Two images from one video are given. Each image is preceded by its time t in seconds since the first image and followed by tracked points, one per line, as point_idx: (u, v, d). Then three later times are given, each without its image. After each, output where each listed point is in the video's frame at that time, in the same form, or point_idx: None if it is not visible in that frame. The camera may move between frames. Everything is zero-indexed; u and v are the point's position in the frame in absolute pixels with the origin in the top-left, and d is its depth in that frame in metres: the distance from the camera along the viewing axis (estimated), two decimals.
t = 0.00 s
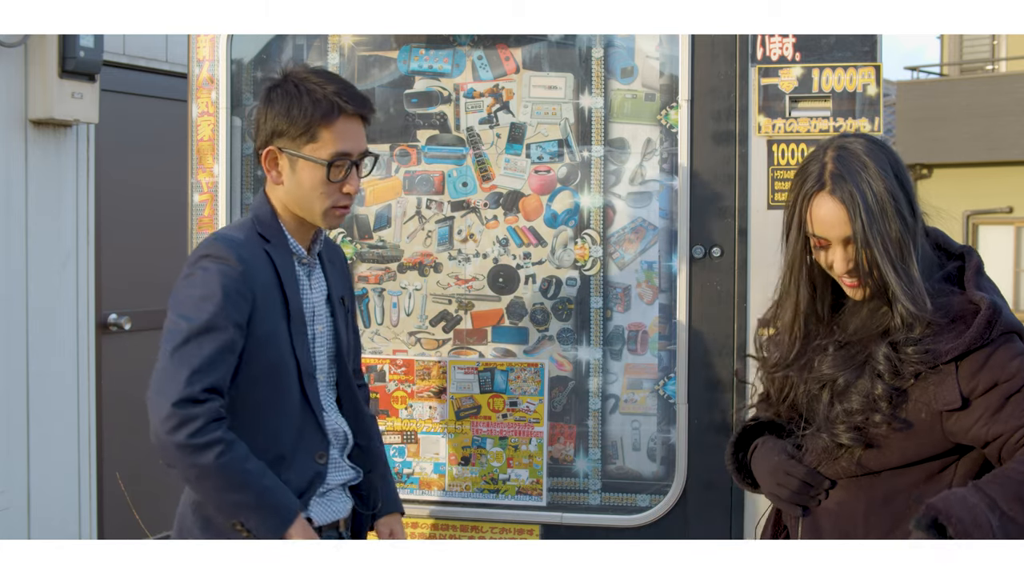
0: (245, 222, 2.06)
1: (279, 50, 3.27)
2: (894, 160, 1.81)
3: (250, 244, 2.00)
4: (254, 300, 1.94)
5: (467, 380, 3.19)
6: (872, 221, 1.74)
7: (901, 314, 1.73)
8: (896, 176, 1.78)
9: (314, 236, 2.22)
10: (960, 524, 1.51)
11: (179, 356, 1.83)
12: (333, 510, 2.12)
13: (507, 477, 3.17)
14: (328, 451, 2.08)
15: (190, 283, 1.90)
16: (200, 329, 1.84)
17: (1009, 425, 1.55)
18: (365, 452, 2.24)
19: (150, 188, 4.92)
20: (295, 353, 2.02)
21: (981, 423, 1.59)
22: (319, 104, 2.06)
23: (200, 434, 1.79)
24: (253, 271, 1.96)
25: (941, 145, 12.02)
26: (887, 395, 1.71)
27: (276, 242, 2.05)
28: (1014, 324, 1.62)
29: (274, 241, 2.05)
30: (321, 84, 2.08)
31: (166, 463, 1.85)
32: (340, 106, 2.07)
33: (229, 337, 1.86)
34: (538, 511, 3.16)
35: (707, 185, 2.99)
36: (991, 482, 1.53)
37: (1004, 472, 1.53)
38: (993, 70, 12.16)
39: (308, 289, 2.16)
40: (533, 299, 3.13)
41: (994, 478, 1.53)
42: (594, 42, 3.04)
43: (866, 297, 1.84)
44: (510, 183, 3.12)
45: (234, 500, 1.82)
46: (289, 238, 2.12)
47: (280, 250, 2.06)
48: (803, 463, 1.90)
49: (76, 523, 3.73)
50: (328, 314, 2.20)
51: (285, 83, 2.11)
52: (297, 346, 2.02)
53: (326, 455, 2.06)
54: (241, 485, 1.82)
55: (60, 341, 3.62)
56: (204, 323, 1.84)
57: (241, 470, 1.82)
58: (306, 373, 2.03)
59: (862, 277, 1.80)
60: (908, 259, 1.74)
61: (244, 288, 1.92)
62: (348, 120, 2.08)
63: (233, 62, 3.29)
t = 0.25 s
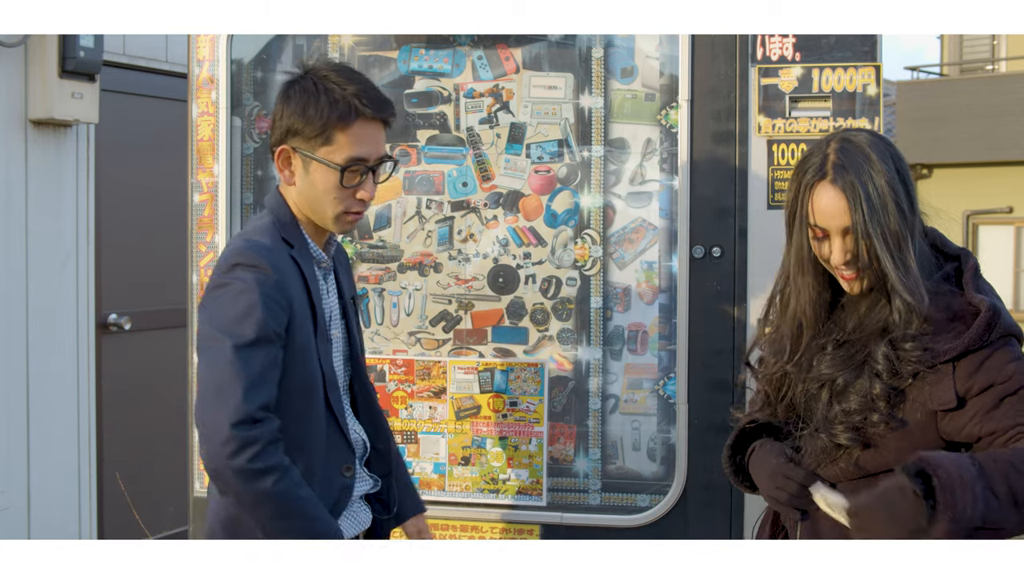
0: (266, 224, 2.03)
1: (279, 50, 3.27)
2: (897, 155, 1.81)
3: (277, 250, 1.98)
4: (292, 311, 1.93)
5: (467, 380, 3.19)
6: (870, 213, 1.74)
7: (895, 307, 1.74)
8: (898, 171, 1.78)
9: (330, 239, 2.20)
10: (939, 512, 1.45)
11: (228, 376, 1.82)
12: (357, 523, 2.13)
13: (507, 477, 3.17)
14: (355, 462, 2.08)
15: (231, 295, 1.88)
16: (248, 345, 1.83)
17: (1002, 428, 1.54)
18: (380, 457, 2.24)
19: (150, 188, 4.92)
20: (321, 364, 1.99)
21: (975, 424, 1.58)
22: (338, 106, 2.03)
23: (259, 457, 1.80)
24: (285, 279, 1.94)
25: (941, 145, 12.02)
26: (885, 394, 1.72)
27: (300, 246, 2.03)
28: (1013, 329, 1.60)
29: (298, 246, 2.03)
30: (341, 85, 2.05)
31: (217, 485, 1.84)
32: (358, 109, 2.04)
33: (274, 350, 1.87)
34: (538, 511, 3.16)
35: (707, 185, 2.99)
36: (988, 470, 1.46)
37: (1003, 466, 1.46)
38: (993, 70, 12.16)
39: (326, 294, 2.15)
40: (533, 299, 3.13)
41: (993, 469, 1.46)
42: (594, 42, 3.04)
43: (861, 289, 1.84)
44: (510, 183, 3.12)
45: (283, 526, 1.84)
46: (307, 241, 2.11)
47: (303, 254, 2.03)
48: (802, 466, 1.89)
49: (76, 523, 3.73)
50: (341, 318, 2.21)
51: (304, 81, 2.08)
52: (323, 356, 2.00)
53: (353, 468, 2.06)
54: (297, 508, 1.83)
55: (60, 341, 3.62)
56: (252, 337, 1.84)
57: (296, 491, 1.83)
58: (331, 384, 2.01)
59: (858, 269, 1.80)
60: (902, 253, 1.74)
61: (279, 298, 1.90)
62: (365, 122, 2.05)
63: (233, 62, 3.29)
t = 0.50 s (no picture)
0: (290, 221, 2.02)
1: (279, 50, 3.27)
2: (913, 143, 1.76)
3: (304, 249, 1.97)
4: (314, 311, 1.93)
5: (467, 380, 3.19)
6: (852, 190, 1.75)
7: (877, 288, 1.74)
8: (902, 157, 1.74)
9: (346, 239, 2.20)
10: (803, 480, 1.63)
11: (233, 375, 1.81)
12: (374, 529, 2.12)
13: (507, 477, 3.17)
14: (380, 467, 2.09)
15: (248, 295, 1.87)
16: (256, 345, 1.82)
17: (953, 432, 1.58)
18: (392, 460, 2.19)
19: (150, 188, 4.92)
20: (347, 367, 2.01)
21: (935, 422, 1.62)
22: (377, 105, 2.05)
23: (254, 452, 1.78)
24: (311, 283, 1.93)
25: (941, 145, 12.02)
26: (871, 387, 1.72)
27: (326, 247, 2.03)
28: (996, 336, 1.60)
29: (324, 246, 2.02)
30: (376, 84, 2.07)
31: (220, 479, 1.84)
32: (396, 109, 2.07)
33: (285, 351, 1.85)
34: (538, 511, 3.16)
35: (707, 185, 2.98)
36: (875, 470, 1.60)
37: (893, 474, 1.59)
38: (993, 70, 12.16)
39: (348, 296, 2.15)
40: (533, 299, 3.13)
41: (880, 474, 1.59)
42: (594, 42, 3.04)
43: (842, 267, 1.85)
44: (509, 183, 3.12)
45: (294, 513, 1.83)
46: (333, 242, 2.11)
47: (329, 254, 2.03)
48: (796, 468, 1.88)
49: (76, 524, 3.73)
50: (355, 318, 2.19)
51: (337, 79, 2.09)
52: (350, 356, 2.02)
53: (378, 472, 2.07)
54: (308, 496, 1.82)
55: (60, 341, 3.62)
56: (258, 337, 1.82)
57: (305, 481, 1.82)
58: (356, 384, 2.03)
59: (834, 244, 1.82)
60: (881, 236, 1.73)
61: (303, 301, 1.89)
62: (403, 123, 2.08)
63: (233, 62, 3.29)
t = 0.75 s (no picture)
0: (291, 221, 2.04)
1: (279, 50, 3.27)
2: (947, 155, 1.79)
3: (306, 246, 1.98)
4: (318, 304, 1.94)
5: (467, 380, 3.19)
6: (888, 193, 1.76)
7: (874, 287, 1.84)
8: (938, 169, 1.77)
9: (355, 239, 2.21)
10: (729, 440, 1.83)
11: (257, 375, 1.83)
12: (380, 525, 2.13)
13: (507, 477, 3.17)
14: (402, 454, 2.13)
15: (254, 298, 1.88)
16: (269, 346, 1.83)
17: (896, 421, 1.70)
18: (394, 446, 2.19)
19: (150, 188, 4.92)
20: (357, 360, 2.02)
21: (880, 412, 1.73)
22: (385, 101, 2.05)
23: (291, 444, 1.82)
24: (314, 279, 1.94)
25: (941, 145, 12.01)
26: (832, 386, 1.82)
27: (327, 242, 2.03)
28: (959, 330, 1.69)
29: (325, 242, 2.03)
30: (385, 80, 2.07)
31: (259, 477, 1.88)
32: (406, 105, 2.07)
33: (300, 345, 1.86)
34: (538, 511, 3.16)
35: (707, 185, 2.98)
36: (798, 443, 1.75)
37: (814, 449, 1.74)
38: (993, 70, 12.16)
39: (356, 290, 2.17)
40: (533, 299, 3.13)
41: (801, 446, 1.74)
42: (594, 42, 3.04)
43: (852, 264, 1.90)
44: (509, 183, 3.12)
45: (344, 475, 1.88)
46: (335, 236, 2.10)
47: (332, 248, 2.03)
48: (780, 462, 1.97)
49: (75, 524, 3.72)
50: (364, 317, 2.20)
51: (343, 75, 2.09)
52: (359, 350, 2.02)
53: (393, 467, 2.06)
54: (349, 459, 1.87)
55: (60, 341, 3.62)
56: (271, 337, 1.84)
57: (343, 450, 1.86)
58: (366, 379, 2.03)
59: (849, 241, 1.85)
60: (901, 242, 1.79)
61: (307, 298, 1.90)
62: (411, 120, 2.08)
63: (233, 62, 3.29)
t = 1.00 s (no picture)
0: (299, 219, 2.03)
1: (279, 50, 3.27)
2: (926, 146, 1.80)
3: (315, 247, 1.97)
4: (332, 306, 1.94)
5: (467, 380, 3.19)
6: (854, 185, 1.81)
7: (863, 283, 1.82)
8: (911, 161, 1.79)
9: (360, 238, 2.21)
10: (710, 430, 1.87)
11: (277, 382, 1.83)
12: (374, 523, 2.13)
13: (507, 477, 3.17)
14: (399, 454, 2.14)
15: (271, 302, 1.86)
16: (288, 353, 1.83)
17: (881, 420, 1.70)
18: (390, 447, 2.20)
19: (150, 188, 4.92)
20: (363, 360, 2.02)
21: (866, 412, 1.73)
22: (399, 106, 2.04)
23: (310, 450, 1.83)
24: (328, 278, 1.94)
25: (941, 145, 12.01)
26: (826, 387, 1.84)
27: (337, 243, 2.03)
28: (949, 333, 1.67)
29: (335, 242, 2.03)
30: (395, 83, 2.05)
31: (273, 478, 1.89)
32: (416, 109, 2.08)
33: (317, 352, 1.87)
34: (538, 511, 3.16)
35: (707, 185, 2.98)
36: (776, 436, 1.79)
37: (792, 443, 1.77)
38: (993, 70, 12.16)
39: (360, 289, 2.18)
40: (533, 299, 3.13)
41: (778, 438, 1.78)
42: (594, 42, 3.04)
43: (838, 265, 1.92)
44: (509, 183, 3.12)
45: (354, 476, 1.91)
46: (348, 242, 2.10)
47: (341, 249, 2.03)
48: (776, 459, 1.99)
49: (76, 524, 3.72)
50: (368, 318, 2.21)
51: (356, 78, 2.03)
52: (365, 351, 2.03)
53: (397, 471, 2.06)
54: (360, 463, 1.90)
55: (60, 341, 3.62)
56: (289, 344, 1.83)
57: (357, 453, 1.89)
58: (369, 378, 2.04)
59: (830, 238, 1.89)
60: (878, 236, 1.80)
61: (322, 299, 1.90)
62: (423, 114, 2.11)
63: (233, 62, 3.29)
